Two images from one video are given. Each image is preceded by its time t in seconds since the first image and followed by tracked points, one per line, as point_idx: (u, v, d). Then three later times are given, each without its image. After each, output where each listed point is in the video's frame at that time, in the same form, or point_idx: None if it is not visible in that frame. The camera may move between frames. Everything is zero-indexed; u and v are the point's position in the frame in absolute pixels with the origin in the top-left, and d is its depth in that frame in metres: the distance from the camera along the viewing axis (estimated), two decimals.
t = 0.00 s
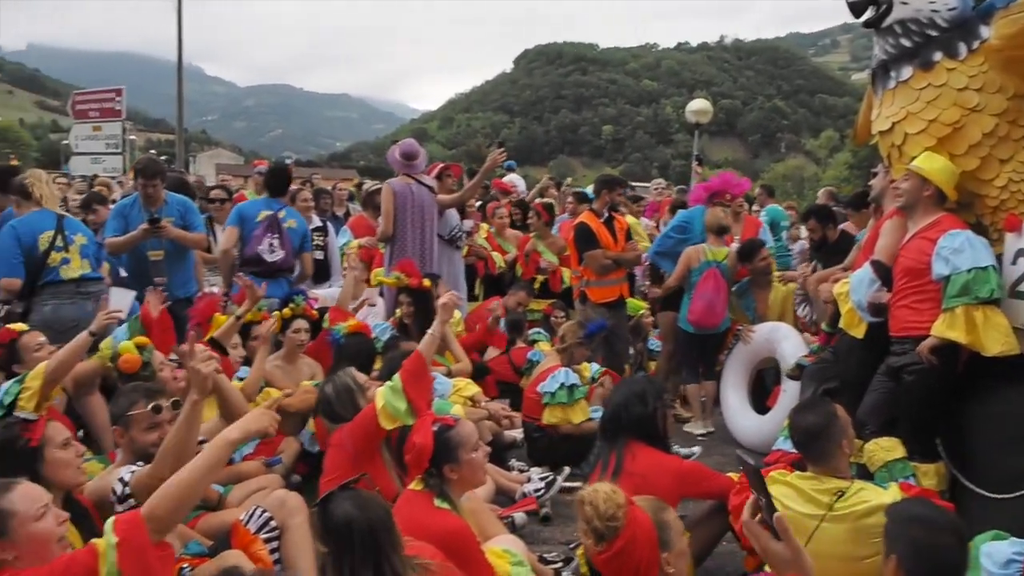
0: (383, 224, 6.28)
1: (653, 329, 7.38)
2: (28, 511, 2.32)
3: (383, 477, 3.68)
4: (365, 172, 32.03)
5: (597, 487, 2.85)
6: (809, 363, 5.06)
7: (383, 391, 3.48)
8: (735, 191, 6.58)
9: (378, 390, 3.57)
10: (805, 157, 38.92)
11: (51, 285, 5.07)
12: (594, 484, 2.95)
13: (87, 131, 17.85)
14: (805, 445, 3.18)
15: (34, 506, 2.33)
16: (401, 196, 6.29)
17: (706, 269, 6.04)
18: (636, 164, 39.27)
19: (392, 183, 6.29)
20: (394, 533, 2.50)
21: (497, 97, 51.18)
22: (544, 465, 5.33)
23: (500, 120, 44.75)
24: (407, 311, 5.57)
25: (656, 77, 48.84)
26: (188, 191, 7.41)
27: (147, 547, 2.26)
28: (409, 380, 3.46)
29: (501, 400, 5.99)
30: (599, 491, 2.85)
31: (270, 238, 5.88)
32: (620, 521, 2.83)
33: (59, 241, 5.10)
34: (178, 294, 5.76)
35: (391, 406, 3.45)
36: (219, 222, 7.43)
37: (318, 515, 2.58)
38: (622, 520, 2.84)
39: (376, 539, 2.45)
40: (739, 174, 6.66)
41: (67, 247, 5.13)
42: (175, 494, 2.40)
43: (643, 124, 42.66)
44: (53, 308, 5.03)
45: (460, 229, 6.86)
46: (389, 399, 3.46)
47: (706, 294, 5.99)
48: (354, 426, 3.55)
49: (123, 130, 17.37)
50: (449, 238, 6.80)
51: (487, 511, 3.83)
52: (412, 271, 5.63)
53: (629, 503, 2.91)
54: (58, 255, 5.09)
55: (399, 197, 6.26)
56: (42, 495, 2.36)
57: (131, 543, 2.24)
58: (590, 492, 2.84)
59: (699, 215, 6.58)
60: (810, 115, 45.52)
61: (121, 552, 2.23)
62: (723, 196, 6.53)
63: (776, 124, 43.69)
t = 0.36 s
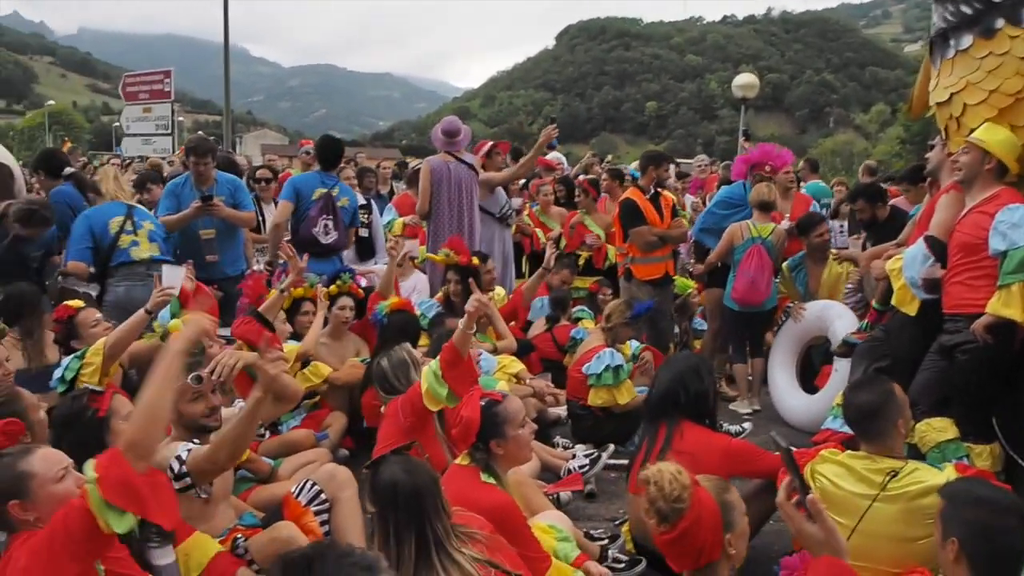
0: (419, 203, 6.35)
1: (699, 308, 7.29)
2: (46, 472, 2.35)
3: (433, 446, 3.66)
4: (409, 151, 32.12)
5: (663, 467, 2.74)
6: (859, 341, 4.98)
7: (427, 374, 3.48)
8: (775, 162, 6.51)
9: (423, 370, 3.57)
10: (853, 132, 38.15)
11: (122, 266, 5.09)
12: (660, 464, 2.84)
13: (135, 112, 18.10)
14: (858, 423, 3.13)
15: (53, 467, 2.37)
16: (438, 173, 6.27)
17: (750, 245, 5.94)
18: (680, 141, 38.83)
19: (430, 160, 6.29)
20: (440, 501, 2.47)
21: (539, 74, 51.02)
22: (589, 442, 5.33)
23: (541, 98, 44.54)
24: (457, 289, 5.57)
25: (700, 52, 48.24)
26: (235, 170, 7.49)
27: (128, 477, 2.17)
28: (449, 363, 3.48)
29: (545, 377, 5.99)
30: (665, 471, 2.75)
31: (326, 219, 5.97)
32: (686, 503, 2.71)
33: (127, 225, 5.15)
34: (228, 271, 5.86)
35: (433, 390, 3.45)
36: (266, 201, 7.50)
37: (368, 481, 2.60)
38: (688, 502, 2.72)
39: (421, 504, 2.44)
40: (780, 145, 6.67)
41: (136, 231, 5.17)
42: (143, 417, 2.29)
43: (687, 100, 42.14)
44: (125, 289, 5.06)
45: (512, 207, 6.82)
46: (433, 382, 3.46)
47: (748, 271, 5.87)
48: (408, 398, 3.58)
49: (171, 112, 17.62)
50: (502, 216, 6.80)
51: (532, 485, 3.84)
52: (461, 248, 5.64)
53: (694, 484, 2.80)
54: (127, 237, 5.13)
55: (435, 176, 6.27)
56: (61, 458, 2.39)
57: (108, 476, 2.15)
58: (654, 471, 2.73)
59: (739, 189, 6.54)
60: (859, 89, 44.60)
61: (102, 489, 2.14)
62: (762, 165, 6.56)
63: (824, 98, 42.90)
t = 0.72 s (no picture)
0: (458, 190, 6.43)
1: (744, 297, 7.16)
2: (87, 453, 2.48)
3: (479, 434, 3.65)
4: (450, 139, 32.16)
5: (716, 459, 2.66)
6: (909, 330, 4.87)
7: (460, 374, 3.38)
8: (810, 145, 6.28)
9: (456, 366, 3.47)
10: (902, 117, 37.35)
11: (182, 274, 5.09)
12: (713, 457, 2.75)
13: (183, 102, 18.35)
14: (913, 413, 3.06)
15: (93, 446, 2.49)
16: (473, 161, 6.30)
17: (798, 230, 5.84)
18: (723, 128, 38.35)
19: (468, 148, 6.33)
20: (492, 483, 2.49)
21: (580, 61, 50.77)
22: (631, 431, 5.28)
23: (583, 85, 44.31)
24: (500, 276, 5.56)
25: (744, 37, 47.58)
26: (279, 159, 7.54)
27: (134, 455, 2.21)
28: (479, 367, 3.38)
29: (587, 365, 5.94)
30: (718, 462, 2.66)
31: (376, 207, 6.01)
32: (739, 495, 2.62)
33: (185, 234, 5.13)
34: (274, 259, 5.90)
35: (466, 393, 3.36)
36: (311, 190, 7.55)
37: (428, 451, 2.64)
38: (743, 495, 2.63)
39: (470, 483, 2.46)
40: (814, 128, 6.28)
41: (195, 239, 5.14)
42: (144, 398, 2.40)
43: (731, 86, 41.59)
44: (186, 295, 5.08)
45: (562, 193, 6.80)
46: (467, 384, 3.37)
47: (797, 256, 5.76)
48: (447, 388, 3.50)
49: (217, 102, 17.82)
50: (552, 203, 6.77)
51: (576, 475, 3.81)
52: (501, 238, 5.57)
53: (748, 478, 2.71)
54: (186, 245, 5.11)
55: (472, 164, 6.31)
56: (101, 437, 2.52)
57: (113, 457, 2.19)
58: (705, 461, 2.66)
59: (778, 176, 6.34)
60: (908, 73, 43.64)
61: (108, 469, 2.18)
62: (794, 149, 6.30)
63: (872, 83, 42.07)
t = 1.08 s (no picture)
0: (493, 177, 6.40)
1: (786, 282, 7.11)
2: (170, 439, 2.37)
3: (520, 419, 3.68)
4: (490, 125, 32.12)
5: (748, 445, 2.63)
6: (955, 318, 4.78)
7: (494, 366, 3.38)
8: (835, 130, 6.17)
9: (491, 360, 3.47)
10: (950, 101, 36.55)
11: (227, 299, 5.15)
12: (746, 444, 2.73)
13: (226, 88, 18.55)
14: (959, 402, 3.01)
15: (175, 434, 2.38)
16: (508, 148, 6.29)
17: (854, 216, 5.80)
18: (765, 112, 37.84)
19: (503, 135, 6.31)
20: (507, 467, 2.40)
21: (620, 46, 50.44)
22: (670, 418, 5.26)
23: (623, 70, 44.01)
24: (540, 261, 5.56)
25: (788, 20, 46.87)
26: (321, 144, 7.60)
27: (257, 488, 2.18)
28: (517, 358, 3.35)
29: (625, 351, 5.93)
30: (750, 449, 2.63)
31: (417, 191, 6.03)
32: (771, 482, 2.58)
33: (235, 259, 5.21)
34: (317, 243, 5.96)
35: (500, 385, 3.34)
36: (351, 175, 7.59)
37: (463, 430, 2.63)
38: (775, 481, 2.59)
39: (482, 466, 2.39)
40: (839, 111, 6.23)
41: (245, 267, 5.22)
42: (285, 434, 2.22)
43: (773, 70, 41.01)
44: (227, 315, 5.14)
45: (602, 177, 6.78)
46: (500, 376, 3.36)
47: (857, 241, 5.71)
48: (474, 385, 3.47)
49: (258, 88, 17.95)
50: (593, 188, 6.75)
51: (614, 461, 3.81)
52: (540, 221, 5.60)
53: (781, 465, 2.68)
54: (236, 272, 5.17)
55: (507, 150, 6.29)
56: (182, 424, 2.41)
57: (239, 482, 2.17)
58: (738, 449, 2.63)
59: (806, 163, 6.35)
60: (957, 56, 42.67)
61: (231, 494, 2.16)
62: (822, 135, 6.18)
63: (919, 67, 41.21)
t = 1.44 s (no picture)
0: (520, 168, 6.46)
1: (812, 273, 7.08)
2: (193, 423, 2.39)
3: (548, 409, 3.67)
4: (514, 114, 32.07)
5: (772, 435, 2.61)
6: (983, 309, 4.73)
7: (511, 371, 3.15)
8: (848, 122, 6.10)
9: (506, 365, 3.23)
10: (980, 90, 36.05)
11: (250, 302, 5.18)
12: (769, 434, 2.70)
13: (252, 77, 18.64)
14: (986, 393, 2.97)
15: (199, 419, 2.40)
16: (530, 138, 6.32)
17: (885, 207, 5.78)
18: (791, 101, 37.48)
19: (525, 125, 6.34)
20: (503, 457, 2.36)
21: (645, 35, 50.17)
22: (692, 408, 5.24)
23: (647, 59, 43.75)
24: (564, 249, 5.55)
25: (815, 8, 46.38)
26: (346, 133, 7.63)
27: (263, 470, 2.19)
28: (537, 358, 3.11)
29: (648, 341, 5.92)
30: (774, 439, 2.60)
31: (436, 177, 6.04)
32: (795, 473, 2.54)
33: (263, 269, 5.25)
34: (343, 230, 6.00)
35: (519, 391, 3.11)
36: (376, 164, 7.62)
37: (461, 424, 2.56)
38: (799, 472, 2.56)
39: (477, 457, 2.37)
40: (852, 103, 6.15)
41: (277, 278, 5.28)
42: (287, 416, 2.24)
43: (800, 59, 40.60)
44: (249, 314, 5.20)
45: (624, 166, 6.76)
46: (517, 381, 3.13)
47: (890, 231, 5.67)
48: (486, 387, 3.47)
49: (283, 77, 18.01)
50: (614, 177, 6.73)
51: (636, 452, 3.81)
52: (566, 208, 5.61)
53: (805, 456, 2.64)
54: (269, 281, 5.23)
55: (529, 140, 6.31)
56: (206, 409, 2.43)
57: (245, 466, 2.18)
58: (762, 440, 2.61)
59: (823, 153, 6.33)
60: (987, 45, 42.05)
61: (238, 478, 2.19)
62: (834, 129, 6.14)
63: (949, 55, 40.66)
